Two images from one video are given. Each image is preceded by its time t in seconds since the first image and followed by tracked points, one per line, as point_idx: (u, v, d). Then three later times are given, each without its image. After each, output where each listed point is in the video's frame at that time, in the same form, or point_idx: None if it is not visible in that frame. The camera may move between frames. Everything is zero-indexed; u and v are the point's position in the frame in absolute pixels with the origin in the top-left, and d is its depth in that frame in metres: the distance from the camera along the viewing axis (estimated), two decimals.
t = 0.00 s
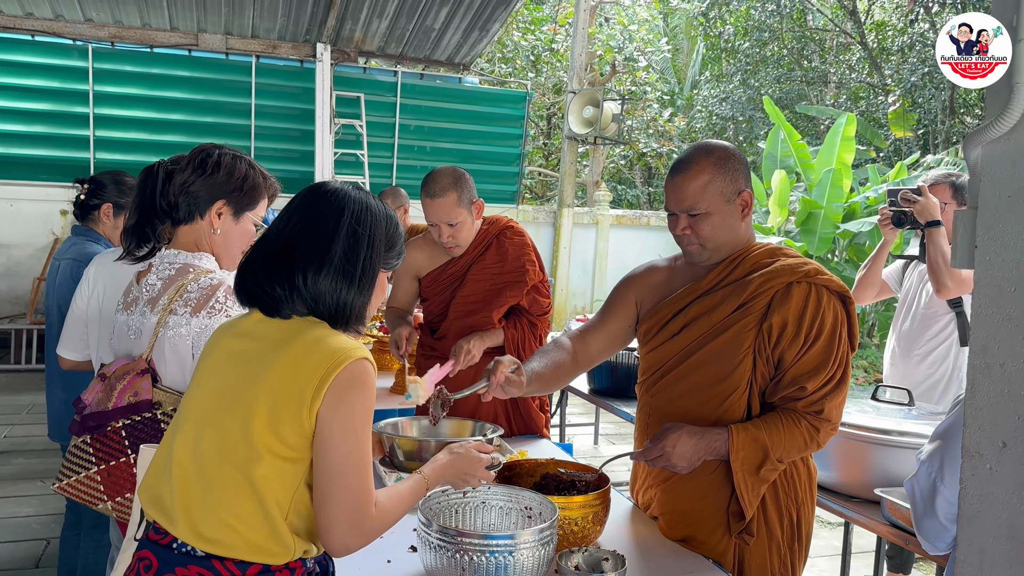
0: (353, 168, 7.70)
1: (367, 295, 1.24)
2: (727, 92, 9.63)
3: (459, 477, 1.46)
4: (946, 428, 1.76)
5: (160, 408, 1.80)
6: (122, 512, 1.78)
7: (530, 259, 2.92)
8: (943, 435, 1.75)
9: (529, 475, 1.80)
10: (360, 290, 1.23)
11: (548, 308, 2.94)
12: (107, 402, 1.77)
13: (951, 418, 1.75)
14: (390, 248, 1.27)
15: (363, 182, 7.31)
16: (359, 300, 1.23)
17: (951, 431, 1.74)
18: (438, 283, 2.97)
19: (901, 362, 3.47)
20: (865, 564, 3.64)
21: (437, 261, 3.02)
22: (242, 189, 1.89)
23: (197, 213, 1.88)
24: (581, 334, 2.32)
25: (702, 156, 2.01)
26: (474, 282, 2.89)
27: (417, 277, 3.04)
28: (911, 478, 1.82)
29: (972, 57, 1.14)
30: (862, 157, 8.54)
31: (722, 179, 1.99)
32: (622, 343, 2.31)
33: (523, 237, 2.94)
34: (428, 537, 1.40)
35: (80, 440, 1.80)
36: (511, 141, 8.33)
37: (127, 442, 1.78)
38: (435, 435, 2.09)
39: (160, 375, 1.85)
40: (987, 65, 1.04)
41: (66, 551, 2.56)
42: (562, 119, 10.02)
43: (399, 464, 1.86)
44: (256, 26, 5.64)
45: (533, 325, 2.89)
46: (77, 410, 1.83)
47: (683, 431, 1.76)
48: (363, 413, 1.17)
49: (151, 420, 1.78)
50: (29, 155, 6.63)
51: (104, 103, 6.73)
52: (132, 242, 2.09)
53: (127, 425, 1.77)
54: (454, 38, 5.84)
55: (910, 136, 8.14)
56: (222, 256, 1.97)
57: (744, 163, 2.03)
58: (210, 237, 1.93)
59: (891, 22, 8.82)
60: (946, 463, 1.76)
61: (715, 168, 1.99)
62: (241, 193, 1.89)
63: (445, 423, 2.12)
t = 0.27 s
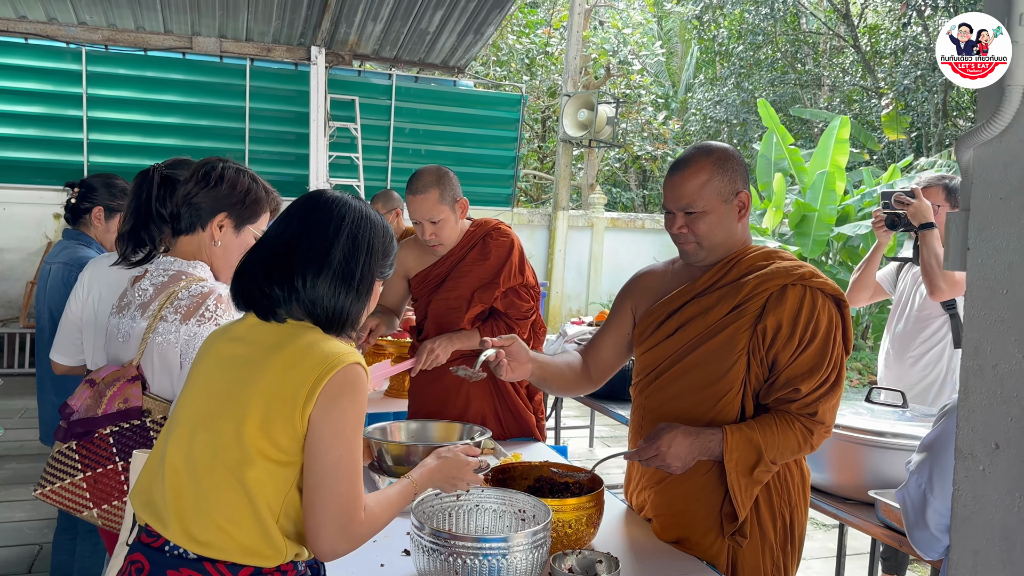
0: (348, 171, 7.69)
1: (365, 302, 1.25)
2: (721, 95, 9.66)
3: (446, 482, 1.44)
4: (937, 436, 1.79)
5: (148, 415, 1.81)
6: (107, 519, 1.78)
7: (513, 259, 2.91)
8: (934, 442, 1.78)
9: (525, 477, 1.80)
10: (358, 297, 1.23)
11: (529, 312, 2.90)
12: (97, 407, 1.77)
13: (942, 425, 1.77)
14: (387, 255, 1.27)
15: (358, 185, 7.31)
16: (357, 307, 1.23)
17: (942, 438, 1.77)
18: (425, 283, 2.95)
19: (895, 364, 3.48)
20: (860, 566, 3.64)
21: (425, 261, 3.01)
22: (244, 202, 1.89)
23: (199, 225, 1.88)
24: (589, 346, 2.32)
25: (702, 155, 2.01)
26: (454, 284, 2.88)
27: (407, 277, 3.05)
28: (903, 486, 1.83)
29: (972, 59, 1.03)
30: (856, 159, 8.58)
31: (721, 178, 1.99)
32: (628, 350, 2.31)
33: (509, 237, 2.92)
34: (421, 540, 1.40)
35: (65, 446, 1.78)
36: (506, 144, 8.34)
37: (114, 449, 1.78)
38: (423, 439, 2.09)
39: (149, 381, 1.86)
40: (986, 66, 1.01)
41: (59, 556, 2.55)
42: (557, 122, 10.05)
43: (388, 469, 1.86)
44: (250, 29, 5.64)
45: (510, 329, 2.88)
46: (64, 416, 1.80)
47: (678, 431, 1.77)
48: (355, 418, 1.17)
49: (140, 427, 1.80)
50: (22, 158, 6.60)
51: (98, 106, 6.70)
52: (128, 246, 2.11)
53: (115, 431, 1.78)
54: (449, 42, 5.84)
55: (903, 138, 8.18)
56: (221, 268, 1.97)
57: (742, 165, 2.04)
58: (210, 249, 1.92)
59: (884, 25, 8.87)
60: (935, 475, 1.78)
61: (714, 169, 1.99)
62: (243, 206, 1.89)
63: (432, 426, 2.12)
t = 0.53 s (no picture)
0: (342, 174, 7.68)
1: (366, 306, 1.25)
2: (715, 99, 9.69)
3: (424, 484, 1.46)
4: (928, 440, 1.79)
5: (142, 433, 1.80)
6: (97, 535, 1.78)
7: (496, 259, 2.89)
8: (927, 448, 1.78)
9: (519, 479, 1.80)
10: (359, 302, 1.23)
11: (513, 313, 2.86)
12: (90, 424, 1.75)
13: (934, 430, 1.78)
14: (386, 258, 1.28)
15: (352, 188, 7.31)
16: (357, 313, 1.24)
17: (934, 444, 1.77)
18: (411, 286, 2.95)
19: (888, 365, 3.50)
20: (854, 567, 3.65)
21: (411, 265, 3.02)
22: (247, 224, 1.88)
23: (201, 245, 1.88)
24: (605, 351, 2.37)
25: (698, 155, 2.03)
26: (438, 286, 2.88)
27: (393, 281, 3.06)
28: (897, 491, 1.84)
29: (971, 59, 0.98)
30: (848, 162, 8.62)
31: (716, 177, 2.00)
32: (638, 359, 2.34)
33: (494, 238, 2.91)
34: (413, 543, 1.40)
35: (55, 460, 1.79)
36: (501, 147, 8.35)
37: (105, 465, 1.77)
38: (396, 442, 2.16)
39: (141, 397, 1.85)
40: (987, 65, 0.97)
41: (51, 561, 2.52)
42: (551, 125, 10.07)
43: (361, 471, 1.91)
44: (244, 32, 5.63)
45: (494, 331, 2.83)
46: (55, 431, 1.80)
47: (666, 430, 1.77)
48: (353, 421, 1.17)
49: (132, 442, 1.78)
50: (14, 161, 6.57)
51: (90, 109, 6.69)
52: (120, 249, 2.15)
53: (107, 447, 1.76)
54: (443, 45, 5.85)
55: (895, 141, 8.22)
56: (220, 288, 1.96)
57: (737, 166, 2.04)
58: (211, 269, 1.92)
59: (876, 29, 8.92)
60: (927, 478, 1.79)
61: (710, 167, 2.00)
62: (245, 228, 1.88)
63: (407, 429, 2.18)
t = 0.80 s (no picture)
0: (337, 177, 7.67)
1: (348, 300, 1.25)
2: (710, 101, 9.71)
3: (398, 485, 1.46)
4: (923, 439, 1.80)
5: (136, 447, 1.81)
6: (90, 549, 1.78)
7: (488, 261, 2.88)
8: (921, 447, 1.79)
9: (516, 482, 1.80)
10: (340, 295, 1.23)
11: (508, 316, 2.84)
12: (84, 437, 1.76)
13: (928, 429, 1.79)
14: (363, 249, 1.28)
15: (348, 191, 7.30)
16: (340, 305, 1.24)
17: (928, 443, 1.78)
18: (404, 288, 2.96)
19: (883, 368, 3.51)
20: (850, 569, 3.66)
21: (404, 267, 3.02)
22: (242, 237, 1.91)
23: (197, 258, 1.90)
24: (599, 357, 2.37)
25: (668, 174, 2.03)
26: (430, 288, 2.88)
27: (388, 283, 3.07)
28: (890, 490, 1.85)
29: (971, 59, 1.00)
30: (843, 164, 8.65)
31: (691, 195, 1.99)
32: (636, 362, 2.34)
33: (486, 240, 2.92)
34: (408, 545, 1.39)
35: (49, 475, 1.80)
36: (497, 149, 8.36)
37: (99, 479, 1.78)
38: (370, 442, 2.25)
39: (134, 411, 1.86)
40: (986, 66, 0.99)
41: (46, 566, 2.51)
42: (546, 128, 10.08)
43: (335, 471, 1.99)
44: (239, 35, 5.61)
45: (490, 333, 2.82)
46: (48, 446, 1.80)
47: (658, 426, 1.78)
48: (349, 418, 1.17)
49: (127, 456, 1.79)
50: (9, 164, 6.53)
51: (86, 112, 6.67)
52: (104, 250, 2.18)
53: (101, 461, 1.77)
54: (439, 47, 5.84)
55: (890, 144, 8.25)
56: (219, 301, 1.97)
57: (713, 174, 2.04)
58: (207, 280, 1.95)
59: (871, 31, 8.96)
60: (923, 476, 1.80)
61: (682, 184, 2.00)
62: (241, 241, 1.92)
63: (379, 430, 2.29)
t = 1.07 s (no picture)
0: (334, 179, 7.66)
1: (301, 288, 1.23)
2: (706, 104, 9.72)
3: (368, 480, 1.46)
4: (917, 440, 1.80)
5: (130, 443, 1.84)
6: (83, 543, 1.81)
7: (495, 264, 2.90)
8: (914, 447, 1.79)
9: (514, 484, 1.80)
10: (292, 283, 1.21)
11: (518, 317, 2.88)
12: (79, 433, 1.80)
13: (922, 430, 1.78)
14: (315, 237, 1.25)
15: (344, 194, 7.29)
16: (293, 294, 1.22)
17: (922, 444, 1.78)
18: (407, 292, 2.96)
19: (879, 370, 3.52)
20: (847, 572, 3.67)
21: (406, 270, 3.00)
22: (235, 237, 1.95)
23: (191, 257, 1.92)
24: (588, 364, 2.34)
25: (658, 182, 2.03)
26: (437, 291, 2.87)
27: (389, 287, 3.05)
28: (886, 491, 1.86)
29: (972, 58, 1.00)
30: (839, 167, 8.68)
31: (682, 201, 2.00)
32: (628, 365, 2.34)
33: (490, 244, 2.93)
34: (408, 548, 1.39)
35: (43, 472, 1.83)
36: (493, 152, 8.37)
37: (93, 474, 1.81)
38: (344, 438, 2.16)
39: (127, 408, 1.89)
40: (986, 66, 0.99)
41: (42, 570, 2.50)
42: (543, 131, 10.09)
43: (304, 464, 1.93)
44: (236, 37, 5.61)
45: (500, 336, 2.84)
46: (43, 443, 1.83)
47: (662, 429, 1.78)
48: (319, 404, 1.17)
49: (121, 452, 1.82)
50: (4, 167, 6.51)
51: (82, 115, 6.66)
52: (89, 252, 2.16)
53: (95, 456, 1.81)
54: (436, 50, 5.85)
55: (886, 147, 8.28)
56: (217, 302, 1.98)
57: (702, 178, 2.05)
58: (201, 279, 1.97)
59: (866, 35, 9.00)
60: (918, 474, 1.80)
61: (672, 192, 2.00)
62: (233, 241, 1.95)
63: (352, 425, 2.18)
